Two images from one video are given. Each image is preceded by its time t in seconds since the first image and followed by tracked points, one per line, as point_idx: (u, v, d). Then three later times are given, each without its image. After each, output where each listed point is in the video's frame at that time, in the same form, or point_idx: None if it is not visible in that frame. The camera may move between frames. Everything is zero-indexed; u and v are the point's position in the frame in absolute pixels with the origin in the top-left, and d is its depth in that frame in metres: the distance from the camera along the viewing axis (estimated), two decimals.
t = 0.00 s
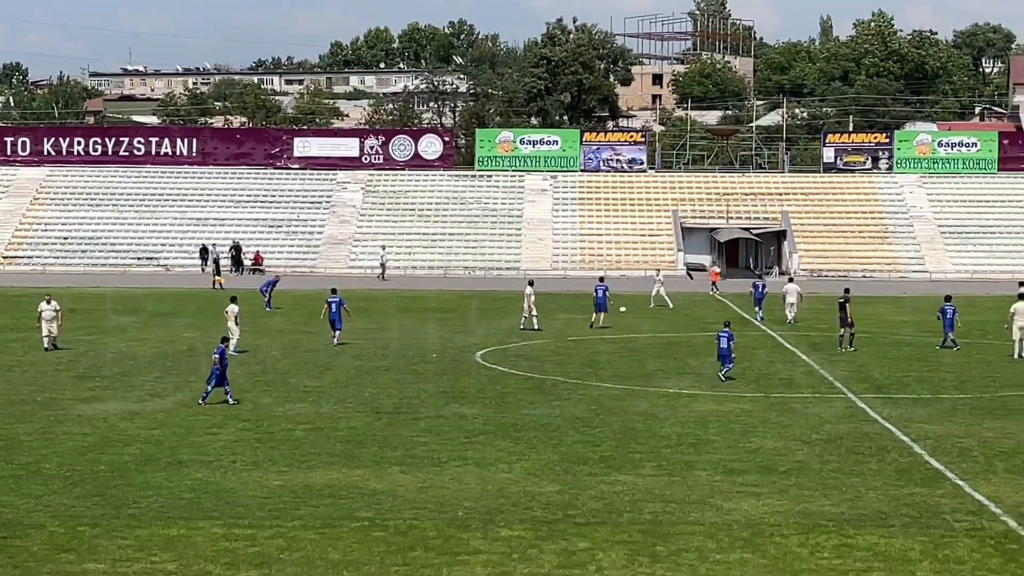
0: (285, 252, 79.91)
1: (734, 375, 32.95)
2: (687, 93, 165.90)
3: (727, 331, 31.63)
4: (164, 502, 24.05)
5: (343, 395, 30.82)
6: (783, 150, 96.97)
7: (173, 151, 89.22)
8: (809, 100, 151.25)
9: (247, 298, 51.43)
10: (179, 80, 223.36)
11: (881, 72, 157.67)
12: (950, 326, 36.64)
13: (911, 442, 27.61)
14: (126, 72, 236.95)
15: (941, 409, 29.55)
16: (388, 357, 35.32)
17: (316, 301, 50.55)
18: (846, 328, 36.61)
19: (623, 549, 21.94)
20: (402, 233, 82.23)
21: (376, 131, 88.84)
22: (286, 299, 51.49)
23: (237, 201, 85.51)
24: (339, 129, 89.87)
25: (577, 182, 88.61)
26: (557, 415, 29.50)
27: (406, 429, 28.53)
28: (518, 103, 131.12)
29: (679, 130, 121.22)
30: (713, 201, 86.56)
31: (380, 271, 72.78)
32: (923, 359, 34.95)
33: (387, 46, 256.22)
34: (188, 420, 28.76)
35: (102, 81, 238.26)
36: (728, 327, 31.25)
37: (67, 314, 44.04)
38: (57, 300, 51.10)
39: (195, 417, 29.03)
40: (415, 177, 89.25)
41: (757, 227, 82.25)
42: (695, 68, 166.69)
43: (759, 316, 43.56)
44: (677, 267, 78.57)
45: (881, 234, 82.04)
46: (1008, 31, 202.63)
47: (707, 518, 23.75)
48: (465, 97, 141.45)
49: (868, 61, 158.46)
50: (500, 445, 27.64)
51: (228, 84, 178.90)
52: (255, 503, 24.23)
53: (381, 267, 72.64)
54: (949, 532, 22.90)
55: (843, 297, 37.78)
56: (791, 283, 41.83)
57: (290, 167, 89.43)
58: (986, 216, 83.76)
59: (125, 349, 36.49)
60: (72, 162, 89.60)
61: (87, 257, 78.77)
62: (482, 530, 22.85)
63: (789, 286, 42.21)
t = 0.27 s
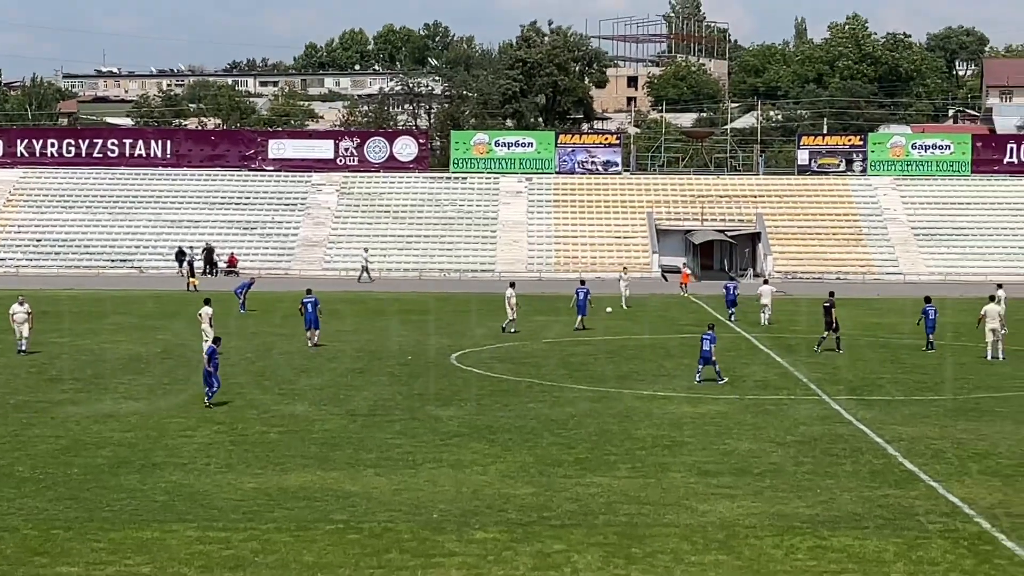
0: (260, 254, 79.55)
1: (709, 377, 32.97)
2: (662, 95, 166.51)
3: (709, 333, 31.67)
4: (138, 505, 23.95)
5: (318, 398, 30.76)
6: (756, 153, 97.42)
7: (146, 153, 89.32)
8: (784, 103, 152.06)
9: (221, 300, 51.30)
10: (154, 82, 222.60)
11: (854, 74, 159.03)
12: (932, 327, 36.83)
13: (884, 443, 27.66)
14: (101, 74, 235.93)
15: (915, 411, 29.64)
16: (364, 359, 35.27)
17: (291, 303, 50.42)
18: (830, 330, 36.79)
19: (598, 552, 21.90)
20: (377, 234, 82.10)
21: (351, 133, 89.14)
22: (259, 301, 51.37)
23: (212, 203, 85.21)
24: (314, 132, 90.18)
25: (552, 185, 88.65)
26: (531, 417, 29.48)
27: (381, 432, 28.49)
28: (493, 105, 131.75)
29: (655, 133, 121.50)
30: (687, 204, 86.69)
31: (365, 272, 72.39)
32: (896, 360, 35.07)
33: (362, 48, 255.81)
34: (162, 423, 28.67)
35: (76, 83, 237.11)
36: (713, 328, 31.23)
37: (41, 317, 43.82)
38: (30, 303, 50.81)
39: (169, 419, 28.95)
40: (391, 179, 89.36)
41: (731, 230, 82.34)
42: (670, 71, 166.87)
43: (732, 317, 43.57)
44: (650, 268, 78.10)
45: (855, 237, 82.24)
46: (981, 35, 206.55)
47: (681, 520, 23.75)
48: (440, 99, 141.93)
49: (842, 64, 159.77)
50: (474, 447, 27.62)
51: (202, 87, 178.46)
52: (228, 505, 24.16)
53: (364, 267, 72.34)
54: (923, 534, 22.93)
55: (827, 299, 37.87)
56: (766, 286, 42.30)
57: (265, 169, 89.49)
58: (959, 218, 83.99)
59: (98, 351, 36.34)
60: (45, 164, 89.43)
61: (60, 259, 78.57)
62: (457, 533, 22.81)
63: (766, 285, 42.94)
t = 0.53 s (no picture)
0: (234, 256, 79.35)
1: (682, 380, 32.99)
2: (636, 98, 166.60)
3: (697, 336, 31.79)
4: (111, 508, 23.85)
5: (292, 401, 30.70)
6: (730, 157, 97.99)
7: (120, 155, 88.88)
8: (759, 107, 153.01)
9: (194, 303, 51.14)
10: (127, 84, 221.62)
11: (828, 78, 158.31)
12: (912, 330, 36.95)
13: (858, 446, 27.74)
14: (74, 76, 234.70)
15: (888, 413, 29.73)
16: (340, 362, 35.23)
17: (266, 306, 50.29)
18: (815, 331, 37.18)
19: (573, 554, 21.89)
20: (352, 237, 82.03)
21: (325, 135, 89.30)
22: (233, 304, 51.24)
23: (186, 205, 84.97)
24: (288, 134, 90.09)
25: (526, 187, 88.76)
26: (506, 420, 29.47)
27: (355, 434, 28.45)
28: (468, 108, 131.26)
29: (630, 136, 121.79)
30: (661, 206, 86.82)
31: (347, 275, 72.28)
32: (868, 363, 35.19)
33: (335, 50, 255.10)
34: (135, 426, 28.59)
35: (49, 85, 235.75)
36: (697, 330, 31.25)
37: (15, 319, 43.57)
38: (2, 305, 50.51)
39: (142, 423, 28.87)
40: (365, 182, 89.31)
41: (706, 232, 82.23)
42: (643, 74, 166.95)
43: (701, 318, 44.17)
44: (625, 272, 78.32)
45: (828, 239, 82.48)
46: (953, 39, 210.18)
47: (656, 523, 23.76)
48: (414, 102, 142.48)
49: (816, 67, 158.97)
50: (449, 450, 27.60)
51: (176, 89, 177.73)
52: (202, 509, 24.08)
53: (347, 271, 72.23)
54: (897, 535, 22.98)
55: (810, 301, 37.98)
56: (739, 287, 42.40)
57: (239, 171, 89.24)
58: (932, 221, 84.38)
59: (72, 355, 36.18)
60: (17, 167, 89.02)
61: (32, 261, 78.20)
62: (431, 535, 22.78)
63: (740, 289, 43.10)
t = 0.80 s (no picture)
0: (208, 259, 79.08)
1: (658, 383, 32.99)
2: (612, 101, 166.81)
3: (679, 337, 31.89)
4: (85, 512, 23.76)
5: (267, 404, 30.62)
6: (707, 160, 98.82)
7: (93, 158, 88.47)
8: (734, 110, 152.94)
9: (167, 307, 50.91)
10: (100, 87, 220.70)
11: (802, 81, 156.02)
12: (894, 334, 36.96)
13: (833, 448, 27.78)
14: (46, 79, 233.41)
15: (864, 416, 29.80)
16: (316, 365, 35.16)
17: (241, 309, 50.19)
18: (798, 334, 37.47)
19: (548, 557, 21.85)
20: (326, 240, 81.89)
21: (300, 138, 89.38)
22: (209, 307, 51.16)
23: (160, 208, 84.70)
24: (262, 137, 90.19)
25: (501, 192, 88.89)
26: (482, 423, 29.44)
27: (331, 438, 28.40)
28: (443, 110, 131.04)
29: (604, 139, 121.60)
30: (636, 210, 86.91)
31: (328, 278, 72.12)
32: (842, 365, 35.28)
33: (311, 53, 254.65)
34: (109, 430, 28.51)
35: (21, 87, 234.50)
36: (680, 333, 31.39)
37: None
38: None
39: (116, 426, 28.77)
40: (341, 185, 89.26)
41: (681, 235, 82.11)
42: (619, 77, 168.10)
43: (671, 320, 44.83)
44: (599, 275, 78.52)
45: (803, 242, 82.64)
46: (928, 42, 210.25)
47: (631, 526, 23.74)
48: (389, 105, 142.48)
49: (790, 70, 156.69)
50: (424, 453, 27.56)
51: (150, 91, 176.97)
52: (177, 512, 23.99)
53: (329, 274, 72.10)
54: (872, 538, 23.00)
55: (796, 306, 38.01)
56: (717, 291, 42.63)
57: (213, 174, 89.00)
58: (906, 223, 84.69)
59: (46, 358, 36.02)
60: None
61: (6, 264, 77.81)
62: (406, 539, 22.73)
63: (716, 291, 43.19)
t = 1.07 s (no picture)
0: (186, 261, 78.91)
1: (635, 386, 33.01)
2: (590, 104, 166.94)
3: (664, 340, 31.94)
4: (61, 516, 23.64)
5: (244, 408, 30.56)
6: (683, 163, 98.67)
7: (71, 161, 88.47)
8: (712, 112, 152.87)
9: (143, 311, 50.66)
10: (77, 89, 219.63)
11: (780, 85, 157.78)
12: (878, 336, 36.98)
13: (810, 451, 27.85)
14: (22, 80, 232.04)
15: (841, 419, 29.86)
16: (295, 368, 35.11)
17: (219, 312, 50.06)
18: (784, 337, 37.30)
19: (527, 560, 21.82)
20: (305, 243, 81.72)
21: (277, 141, 88.48)
22: (187, 310, 50.98)
23: (137, 212, 84.55)
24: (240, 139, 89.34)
25: (479, 195, 88.89)
26: (460, 427, 29.42)
27: (309, 441, 28.36)
28: (421, 114, 130.72)
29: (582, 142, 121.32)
30: (615, 213, 86.99)
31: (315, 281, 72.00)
32: (819, 368, 35.37)
33: (288, 56, 253.89)
34: (86, 434, 28.42)
35: None
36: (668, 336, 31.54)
37: None
38: None
39: (92, 431, 28.67)
40: (319, 188, 89.06)
41: (659, 239, 82.98)
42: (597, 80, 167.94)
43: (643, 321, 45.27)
44: (578, 278, 78.44)
45: (781, 246, 82.78)
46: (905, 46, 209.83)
47: (609, 529, 23.75)
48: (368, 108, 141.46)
49: (768, 74, 158.43)
50: (402, 456, 27.55)
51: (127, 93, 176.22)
52: (154, 516, 23.90)
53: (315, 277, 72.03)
54: (849, 541, 23.02)
55: (781, 305, 38.12)
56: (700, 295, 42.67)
57: (191, 177, 88.57)
58: (884, 227, 84.94)
59: (24, 362, 35.85)
60: None
61: None
62: (385, 542, 22.68)
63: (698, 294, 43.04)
